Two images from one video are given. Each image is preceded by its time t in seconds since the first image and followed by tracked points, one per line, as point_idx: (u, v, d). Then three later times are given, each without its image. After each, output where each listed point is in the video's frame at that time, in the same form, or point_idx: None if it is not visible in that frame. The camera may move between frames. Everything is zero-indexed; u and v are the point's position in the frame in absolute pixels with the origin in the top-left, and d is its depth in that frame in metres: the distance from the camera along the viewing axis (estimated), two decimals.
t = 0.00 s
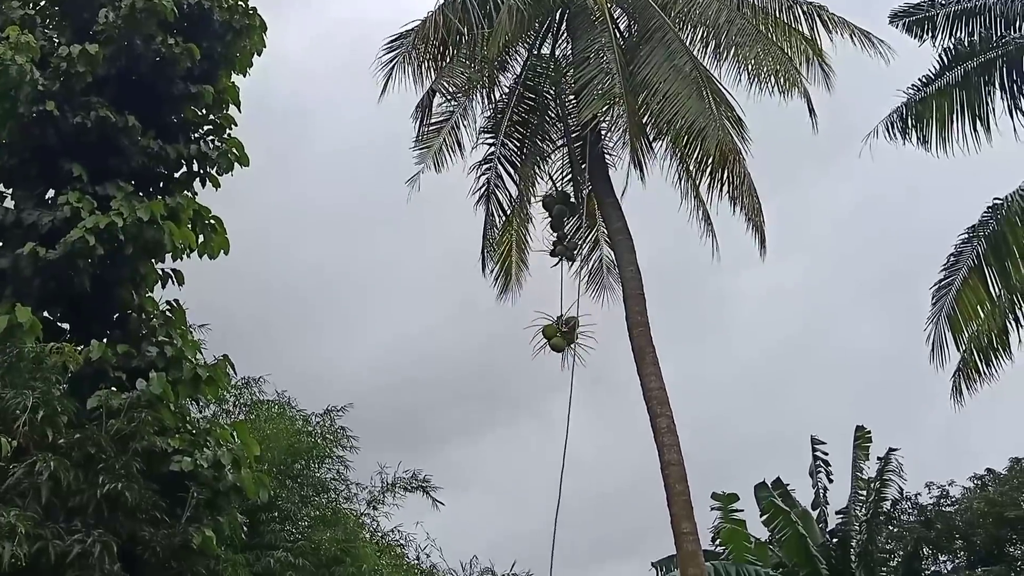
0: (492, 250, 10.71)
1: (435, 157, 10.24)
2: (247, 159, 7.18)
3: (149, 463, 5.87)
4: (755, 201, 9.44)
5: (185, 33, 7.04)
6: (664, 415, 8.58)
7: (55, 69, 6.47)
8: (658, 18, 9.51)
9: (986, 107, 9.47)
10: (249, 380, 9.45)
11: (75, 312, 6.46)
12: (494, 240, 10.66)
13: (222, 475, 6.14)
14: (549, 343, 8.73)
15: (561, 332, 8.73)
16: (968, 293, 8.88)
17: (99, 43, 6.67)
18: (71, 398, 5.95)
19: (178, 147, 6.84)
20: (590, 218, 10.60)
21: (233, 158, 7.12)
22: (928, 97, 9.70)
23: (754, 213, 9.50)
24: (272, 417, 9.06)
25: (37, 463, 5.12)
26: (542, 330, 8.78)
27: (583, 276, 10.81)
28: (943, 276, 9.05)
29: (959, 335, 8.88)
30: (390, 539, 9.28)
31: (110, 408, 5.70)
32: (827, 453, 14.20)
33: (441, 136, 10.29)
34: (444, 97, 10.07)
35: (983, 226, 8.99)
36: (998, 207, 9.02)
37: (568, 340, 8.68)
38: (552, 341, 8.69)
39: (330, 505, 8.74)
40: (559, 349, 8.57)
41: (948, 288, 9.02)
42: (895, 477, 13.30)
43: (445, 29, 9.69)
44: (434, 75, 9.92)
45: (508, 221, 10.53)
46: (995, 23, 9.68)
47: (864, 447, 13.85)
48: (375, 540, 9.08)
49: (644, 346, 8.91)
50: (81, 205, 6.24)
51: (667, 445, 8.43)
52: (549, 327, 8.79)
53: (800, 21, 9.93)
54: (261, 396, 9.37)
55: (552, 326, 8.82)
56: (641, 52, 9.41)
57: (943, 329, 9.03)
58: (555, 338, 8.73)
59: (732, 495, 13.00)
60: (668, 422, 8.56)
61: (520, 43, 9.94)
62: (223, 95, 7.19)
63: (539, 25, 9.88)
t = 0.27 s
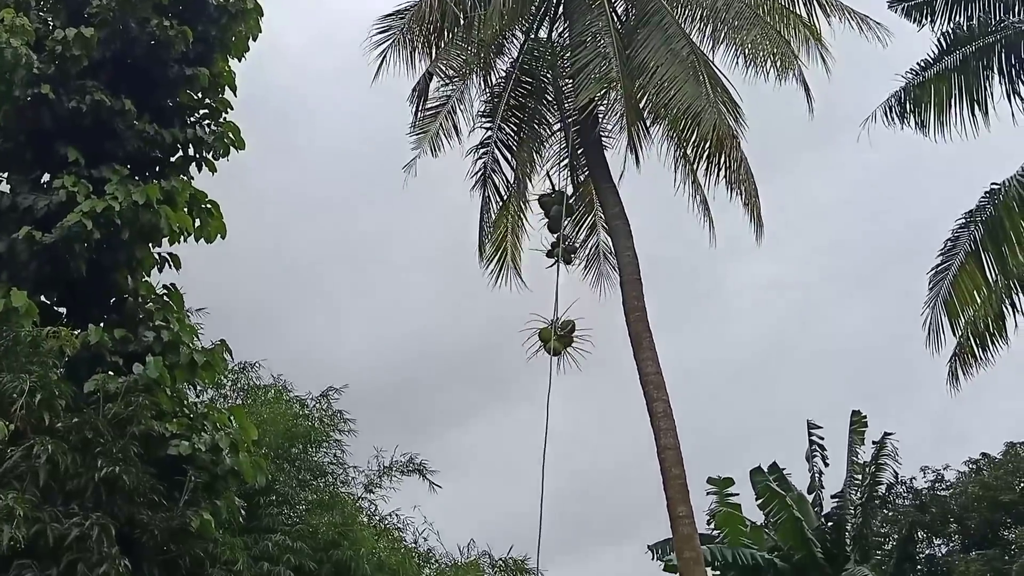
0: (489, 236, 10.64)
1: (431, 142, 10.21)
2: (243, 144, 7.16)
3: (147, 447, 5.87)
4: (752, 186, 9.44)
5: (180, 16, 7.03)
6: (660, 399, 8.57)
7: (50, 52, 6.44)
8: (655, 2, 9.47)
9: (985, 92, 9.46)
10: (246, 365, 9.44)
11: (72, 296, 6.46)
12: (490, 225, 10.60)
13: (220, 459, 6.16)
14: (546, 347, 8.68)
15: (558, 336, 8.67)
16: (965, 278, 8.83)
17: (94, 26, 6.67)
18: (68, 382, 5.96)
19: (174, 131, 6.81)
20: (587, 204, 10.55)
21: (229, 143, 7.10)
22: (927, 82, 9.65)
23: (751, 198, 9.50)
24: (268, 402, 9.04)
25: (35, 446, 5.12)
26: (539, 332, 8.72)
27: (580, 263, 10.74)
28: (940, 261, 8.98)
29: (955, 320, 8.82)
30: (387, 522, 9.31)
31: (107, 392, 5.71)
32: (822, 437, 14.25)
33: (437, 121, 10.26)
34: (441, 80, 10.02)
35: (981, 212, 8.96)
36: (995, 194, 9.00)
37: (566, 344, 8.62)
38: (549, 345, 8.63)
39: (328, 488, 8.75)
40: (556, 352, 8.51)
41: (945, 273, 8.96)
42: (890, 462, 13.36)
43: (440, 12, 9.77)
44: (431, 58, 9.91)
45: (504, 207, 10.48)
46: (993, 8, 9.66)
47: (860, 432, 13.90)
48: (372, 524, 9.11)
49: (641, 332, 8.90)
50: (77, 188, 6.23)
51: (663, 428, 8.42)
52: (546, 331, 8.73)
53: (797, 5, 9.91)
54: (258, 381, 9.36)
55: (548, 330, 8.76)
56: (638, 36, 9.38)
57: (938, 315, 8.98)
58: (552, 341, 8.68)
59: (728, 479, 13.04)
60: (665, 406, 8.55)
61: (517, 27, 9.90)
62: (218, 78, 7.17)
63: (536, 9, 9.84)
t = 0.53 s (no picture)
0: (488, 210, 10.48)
1: (430, 117, 10.13)
2: (242, 118, 7.13)
3: (147, 421, 5.89)
4: (753, 161, 9.41)
5: None
6: (658, 374, 8.42)
7: (47, 25, 6.40)
8: None
9: (987, 66, 9.41)
10: (245, 339, 9.44)
11: (71, 270, 6.45)
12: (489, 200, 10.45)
13: (220, 432, 6.19)
14: (540, 344, 7.87)
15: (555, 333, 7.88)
16: (965, 253, 8.84)
17: None
18: (68, 355, 5.96)
19: (171, 104, 6.78)
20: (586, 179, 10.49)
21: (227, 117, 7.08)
22: (930, 56, 9.62)
23: (750, 174, 9.46)
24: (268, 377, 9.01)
25: (35, 419, 5.08)
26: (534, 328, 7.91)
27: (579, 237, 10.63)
28: (940, 236, 9.00)
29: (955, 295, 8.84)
30: (386, 495, 9.35)
31: (108, 365, 5.72)
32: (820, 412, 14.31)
33: (436, 95, 10.20)
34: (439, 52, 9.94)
35: (982, 187, 8.97)
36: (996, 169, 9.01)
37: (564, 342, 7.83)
38: (546, 341, 7.83)
39: (327, 462, 8.75)
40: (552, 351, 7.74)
41: (945, 248, 8.98)
42: (887, 437, 13.42)
43: None
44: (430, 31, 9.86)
45: (503, 181, 10.33)
46: None
47: (857, 408, 13.95)
48: (372, 497, 9.14)
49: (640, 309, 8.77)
50: (74, 162, 6.20)
51: (661, 402, 8.28)
52: (544, 326, 7.93)
53: None
54: (257, 355, 9.35)
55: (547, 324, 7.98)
56: (638, 9, 9.31)
57: (938, 289, 9.00)
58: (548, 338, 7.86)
59: (726, 454, 13.09)
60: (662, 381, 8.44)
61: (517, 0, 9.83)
62: (215, 52, 7.14)
63: None
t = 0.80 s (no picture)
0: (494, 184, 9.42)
1: (436, 86, 10.10)
2: (248, 88, 7.09)
3: (157, 390, 5.90)
4: (762, 133, 9.34)
5: None
6: (665, 346, 7.03)
7: None
8: None
9: (1001, 37, 9.30)
10: (252, 310, 9.43)
11: (79, 239, 6.46)
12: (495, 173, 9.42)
13: (229, 402, 6.20)
14: (543, 342, 6.58)
15: (559, 328, 6.62)
16: (976, 226, 8.76)
17: None
18: (77, 325, 5.96)
19: (177, 73, 6.75)
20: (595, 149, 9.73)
21: (233, 87, 7.04)
22: (943, 27, 9.52)
23: (759, 146, 9.36)
24: (276, 348, 9.05)
25: (46, 387, 5.08)
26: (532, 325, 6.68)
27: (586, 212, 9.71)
28: (951, 208, 8.90)
29: (966, 269, 8.76)
30: (393, 466, 9.38)
31: (116, 334, 5.72)
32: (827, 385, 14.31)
33: (443, 65, 10.15)
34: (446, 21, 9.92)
35: (994, 159, 8.88)
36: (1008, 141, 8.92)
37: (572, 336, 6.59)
38: (550, 337, 6.56)
39: (335, 432, 8.78)
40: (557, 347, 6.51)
41: (955, 221, 8.89)
42: (893, 410, 13.42)
43: None
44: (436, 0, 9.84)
45: (511, 154, 9.35)
46: None
47: (864, 381, 13.95)
48: (380, 467, 9.18)
49: (647, 277, 7.44)
50: (81, 131, 6.17)
51: (669, 379, 6.89)
52: (547, 322, 6.65)
53: None
54: (264, 326, 9.35)
55: (549, 322, 6.66)
56: None
57: (948, 262, 8.92)
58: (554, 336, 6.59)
59: (732, 427, 13.10)
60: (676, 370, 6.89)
61: None
62: (221, 20, 7.10)
63: None
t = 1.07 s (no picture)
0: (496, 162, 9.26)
1: (438, 61, 10.04)
2: (250, 62, 7.05)
3: (161, 365, 5.91)
4: (766, 109, 9.27)
5: None
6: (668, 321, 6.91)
7: None
8: None
9: (1008, 11, 9.22)
10: (255, 286, 9.43)
11: (81, 215, 6.45)
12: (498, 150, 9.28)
13: (232, 377, 6.22)
14: (544, 345, 6.46)
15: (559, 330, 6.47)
16: (981, 202, 8.69)
17: None
18: (80, 300, 5.96)
19: (178, 47, 6.71)
20: (598, 124, 9.24)
21: (234, 61, 7.00)
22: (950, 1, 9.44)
23: (764, 122, 9.29)
24: (279, 325, 9.04)
25: (50, 361, 5.07)
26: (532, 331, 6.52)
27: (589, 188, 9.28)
28: (956, 184, 8.83)
29: (970, 245, 8.69)
30: (396, 441, 9.41)
31: (119, 309, 5.71)
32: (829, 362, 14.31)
33: (445, 39, 10.09)
34: None
35: (1000, 135, 8.81)
36: (1014, 117, 8.85)
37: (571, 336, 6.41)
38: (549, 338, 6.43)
39: (338, 409, 8.78)
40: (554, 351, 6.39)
41: (960, 197, 8.82)
42: (895, 386, 13.42)
43: None
44: None
45: (513, 131, 9.17)
46: None
47: (866, 357, 13.95)
48: (383, 443, 9.21)
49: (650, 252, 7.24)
50: (82, 105, 6.13)
51: (670, 355, 6.73)
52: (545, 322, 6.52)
53: None
54: (267, 302, 9.34)
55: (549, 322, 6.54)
56: None
57: (952, 238, 8.85)
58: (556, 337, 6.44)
59: (734, 404, 13.13)
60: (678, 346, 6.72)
61: None
62: None
63: None
